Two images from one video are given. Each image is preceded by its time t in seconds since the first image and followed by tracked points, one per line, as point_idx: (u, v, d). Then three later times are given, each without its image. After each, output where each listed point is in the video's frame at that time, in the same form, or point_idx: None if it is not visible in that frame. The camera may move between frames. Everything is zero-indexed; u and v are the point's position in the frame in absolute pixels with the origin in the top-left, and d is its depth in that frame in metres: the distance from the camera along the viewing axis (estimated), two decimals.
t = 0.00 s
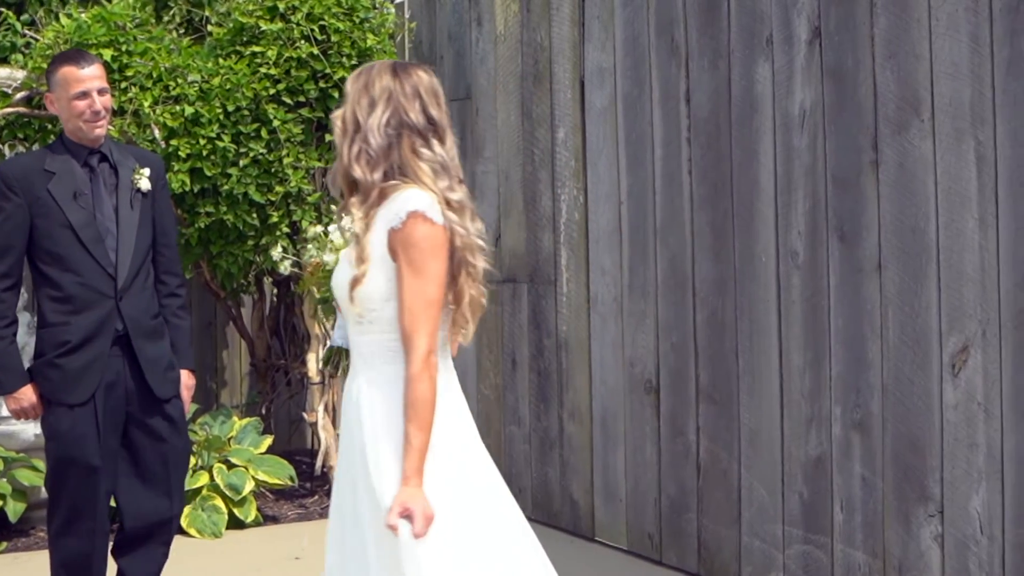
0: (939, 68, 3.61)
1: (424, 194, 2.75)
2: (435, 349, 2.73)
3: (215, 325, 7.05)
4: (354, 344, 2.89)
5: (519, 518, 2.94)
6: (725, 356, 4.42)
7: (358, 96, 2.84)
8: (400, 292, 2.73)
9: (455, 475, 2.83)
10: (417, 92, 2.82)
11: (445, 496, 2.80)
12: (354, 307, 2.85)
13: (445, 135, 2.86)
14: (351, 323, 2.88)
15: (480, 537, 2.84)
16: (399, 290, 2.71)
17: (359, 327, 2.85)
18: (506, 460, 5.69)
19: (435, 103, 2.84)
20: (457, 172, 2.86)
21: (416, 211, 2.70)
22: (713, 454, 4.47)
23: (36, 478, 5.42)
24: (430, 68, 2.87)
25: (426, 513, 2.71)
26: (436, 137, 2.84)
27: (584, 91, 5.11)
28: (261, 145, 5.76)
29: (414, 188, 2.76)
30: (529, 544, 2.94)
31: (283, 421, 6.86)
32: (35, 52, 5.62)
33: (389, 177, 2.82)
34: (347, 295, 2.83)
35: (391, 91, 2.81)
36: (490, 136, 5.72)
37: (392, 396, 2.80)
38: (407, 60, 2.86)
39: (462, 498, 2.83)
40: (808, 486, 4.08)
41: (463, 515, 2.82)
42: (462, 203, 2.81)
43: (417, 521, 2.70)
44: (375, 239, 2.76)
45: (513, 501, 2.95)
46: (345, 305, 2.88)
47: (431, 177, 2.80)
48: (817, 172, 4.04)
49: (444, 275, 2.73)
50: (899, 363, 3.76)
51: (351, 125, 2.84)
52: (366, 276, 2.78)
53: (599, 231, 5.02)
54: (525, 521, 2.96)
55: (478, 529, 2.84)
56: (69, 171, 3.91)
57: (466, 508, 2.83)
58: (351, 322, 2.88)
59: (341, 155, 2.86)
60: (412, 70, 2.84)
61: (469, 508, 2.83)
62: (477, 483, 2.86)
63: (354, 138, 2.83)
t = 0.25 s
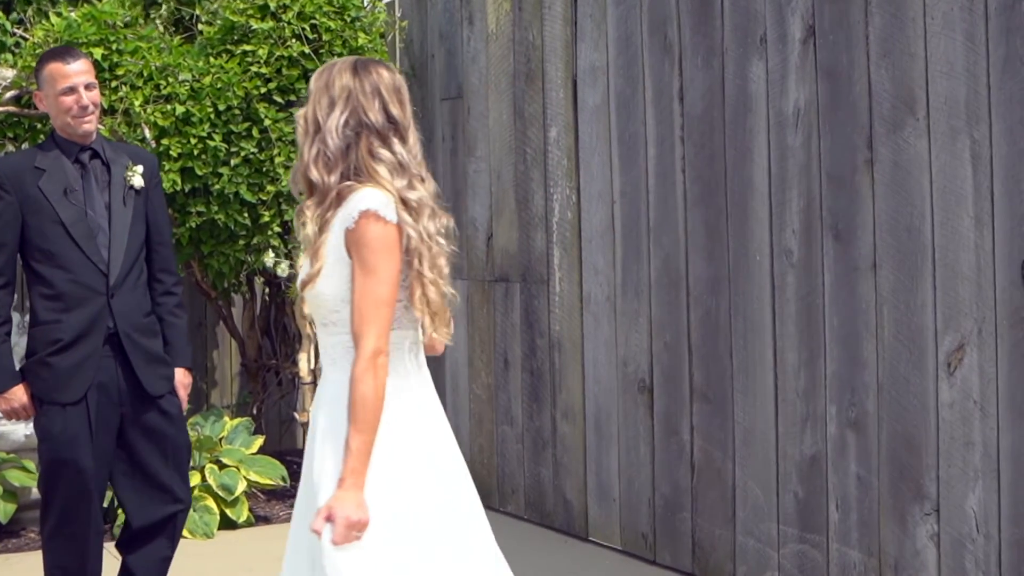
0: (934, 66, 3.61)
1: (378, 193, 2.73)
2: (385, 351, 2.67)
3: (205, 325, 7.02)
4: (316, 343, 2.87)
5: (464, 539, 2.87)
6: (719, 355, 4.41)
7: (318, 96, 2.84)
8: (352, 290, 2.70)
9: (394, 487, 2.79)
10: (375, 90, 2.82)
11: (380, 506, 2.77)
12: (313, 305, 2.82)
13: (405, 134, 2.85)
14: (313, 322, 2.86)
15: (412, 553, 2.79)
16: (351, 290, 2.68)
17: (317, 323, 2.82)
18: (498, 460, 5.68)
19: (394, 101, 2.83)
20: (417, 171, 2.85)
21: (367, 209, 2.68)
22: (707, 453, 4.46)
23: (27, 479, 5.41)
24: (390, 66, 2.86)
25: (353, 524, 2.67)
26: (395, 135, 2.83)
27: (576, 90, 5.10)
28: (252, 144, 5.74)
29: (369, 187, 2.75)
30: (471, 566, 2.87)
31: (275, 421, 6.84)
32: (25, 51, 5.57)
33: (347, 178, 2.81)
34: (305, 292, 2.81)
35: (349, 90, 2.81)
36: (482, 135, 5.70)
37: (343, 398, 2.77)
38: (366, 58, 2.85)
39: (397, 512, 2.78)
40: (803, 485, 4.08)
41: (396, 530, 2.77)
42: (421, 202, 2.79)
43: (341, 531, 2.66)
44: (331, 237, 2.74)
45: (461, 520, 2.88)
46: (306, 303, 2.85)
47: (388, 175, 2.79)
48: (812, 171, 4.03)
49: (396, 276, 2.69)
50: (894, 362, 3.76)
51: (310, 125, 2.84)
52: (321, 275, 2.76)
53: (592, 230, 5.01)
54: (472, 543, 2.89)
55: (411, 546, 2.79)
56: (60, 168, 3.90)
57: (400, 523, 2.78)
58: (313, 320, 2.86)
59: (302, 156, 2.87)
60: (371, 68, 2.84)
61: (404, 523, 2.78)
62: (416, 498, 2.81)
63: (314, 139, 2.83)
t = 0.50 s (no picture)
0: (939, 64, 3.60)
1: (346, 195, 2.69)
2: (348, 354, 2.61)
3: (204, 325, 7.01)
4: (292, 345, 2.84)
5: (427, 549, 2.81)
6: (721, 354, 4.41)
7: (291, 98, 2.81)
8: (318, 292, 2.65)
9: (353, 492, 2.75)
10: (346, 89, 2.77)
11: (338, 512, 2.73)
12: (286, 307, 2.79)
13: (377, 134, 2.80)
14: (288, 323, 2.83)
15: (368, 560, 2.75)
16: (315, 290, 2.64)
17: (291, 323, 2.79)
18: (499, 460, 5.67)
19: (366, 100, 2.79)
20: (390, 171, 2.80)
21: (332, 211, 2.64)
22: (710, 452, 4.45)
23: (28, 479, 5.44)
24: (363, 64, 2.81)
25: (302, 529, 2.64)
26: (367, 135, 2.78)
27: (578, 88, 5.10)
28: (253, 143, 5.72)
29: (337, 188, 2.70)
30: None
31: (275, 421, 6.83)
32: (25, 50, 5.57)
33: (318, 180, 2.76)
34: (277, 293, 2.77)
35: (319, 90, 2.77)
36: (483, 134, 5.70)
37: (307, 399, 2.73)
38: (339, 57, 2.81)
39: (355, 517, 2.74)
40: (807, 484, 4.07)
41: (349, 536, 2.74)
42: (391, 203, 2.74)
43: (288, 536, 2.63)
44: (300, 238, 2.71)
45: (425, 529, 2.82)
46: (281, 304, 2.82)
47: (358, 176, 2.74)
48: (815, 169, 4.02)
49: (361, 279, 2.64)
50: (899, 360, 3.75)
51: (281, 128, 2.81)
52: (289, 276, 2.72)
53: (594, 228, 5.01)
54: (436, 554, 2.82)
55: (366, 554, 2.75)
56: (64, 166, 3.89)
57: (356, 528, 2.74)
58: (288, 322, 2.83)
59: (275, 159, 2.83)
60: (343, 67, 2.80)
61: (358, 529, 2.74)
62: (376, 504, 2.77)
63: (286, 141, 2.80)
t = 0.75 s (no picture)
0: (948, 63, 3.59)
1: (320, 197, 2.70)
2: (321, 359, 2.62)
3: (208, 324, 7.00)
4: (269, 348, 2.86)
5: (397, 554, 2.83)
6: (728, 354, 4.40)
7: (270, 103, 2.83)
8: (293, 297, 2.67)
9: (325, 496, 2.77)
10: (323, 92, 2.79)
11: (309, 517, 2.75)
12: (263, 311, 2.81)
13: (355, 137, 2.82)
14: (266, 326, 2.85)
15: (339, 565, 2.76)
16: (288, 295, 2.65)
17: (269, 328, 2.81)
18: (505, 459, 5.66)
19: (343, 103, 2.80)
20: (366, 174, 2.81)
21: (305, 213, 2.65)
22: (717, 451, 4.44)
23: (33, 478, 5.42)
24: (341, 67, 2.83)
25: (272, 534, 2.65)
26: (344, 139, 2.80)
27: (584, 87, 5.09)
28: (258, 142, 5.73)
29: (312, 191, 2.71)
30: None
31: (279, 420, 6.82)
32: (30, 48, 5.56)
33: (296, 183, 2.78)
34: (255, 298, 2.79)
35: (297, 93, 2.79)
36: (488, 133, 5.69)
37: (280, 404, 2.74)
38: (317, 60, 2.83)
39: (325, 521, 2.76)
40: (815, 484, 4.06)
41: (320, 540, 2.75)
42: (365, 205, 2.75)
43: (257, 541, 2.65)
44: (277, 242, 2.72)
45: (395, 534, 2.84)
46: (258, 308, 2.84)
47: (333, 178, 2.75)
48: (823, 169, 4.01)
49: (334, 282, 2.65)
50: (908, 360, 3.74)
51: (261, 131, 2.83)
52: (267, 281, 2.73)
53: (600, 227, 5.00)
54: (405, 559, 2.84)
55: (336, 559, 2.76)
56: (74, 165, 3.86)
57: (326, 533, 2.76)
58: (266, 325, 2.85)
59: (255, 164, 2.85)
60: (321, 70, 2.81)
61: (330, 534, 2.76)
62: (347, 509, 2.79)
63: (265, 146, 2.82)
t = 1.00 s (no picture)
0: (962, 61, 3.58)
1: (298, 201, 2.63)
2: (296, 362, 2.57)
3: (218, 323, 7.00)
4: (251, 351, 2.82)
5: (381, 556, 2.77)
6: (740, 353, 4.38)
7: (256, 105, 2.76)
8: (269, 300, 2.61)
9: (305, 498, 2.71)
10: (308, 94, 2.72)
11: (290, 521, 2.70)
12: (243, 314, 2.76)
13: (339, 140, 2.74)
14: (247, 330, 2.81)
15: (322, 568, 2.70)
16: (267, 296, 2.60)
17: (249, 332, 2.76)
18: (515, 458, 5.65)
19: (328, 105, 2.72)
20: (349, 178, 2.73)
21: (278, 216, 2.58)
22: (729, 450, 4.43)
23: (43, 477, 5.42)
24: (327, 68, 2.75)
25: (249, 537, 2.60)
26: (327, 141, 2.72)
27: (595, 86, 5.08)
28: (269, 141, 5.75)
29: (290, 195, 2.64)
30: None
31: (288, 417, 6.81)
32: (41, 47, 5.57)
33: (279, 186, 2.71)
34: (235, 301, 2.75)
35: (281, 94, 2.72)
36: (499, 131, 5.68)
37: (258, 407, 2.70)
38: (304, 61, 2.76)
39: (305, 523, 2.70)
40: (827, 483, 4.05)
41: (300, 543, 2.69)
42: (344, 210, 2.67)
43: (236, 546, 2.61)
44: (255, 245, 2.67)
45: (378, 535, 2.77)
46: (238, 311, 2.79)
47: (314, 182, 2.67)
48: (836, 166, 4.00)
49: (308, 286, 2.58)
50: (921, 358, 3.73)
51: (245, 132, 2.76)
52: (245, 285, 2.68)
53: (611, 226, 4.99)
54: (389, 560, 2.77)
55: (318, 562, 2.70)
56: (90, 162, 3.87)
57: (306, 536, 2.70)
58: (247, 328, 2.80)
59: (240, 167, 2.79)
60: (307, 71, 2.74)
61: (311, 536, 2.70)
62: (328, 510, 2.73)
63: (249, 149, 2.75)
